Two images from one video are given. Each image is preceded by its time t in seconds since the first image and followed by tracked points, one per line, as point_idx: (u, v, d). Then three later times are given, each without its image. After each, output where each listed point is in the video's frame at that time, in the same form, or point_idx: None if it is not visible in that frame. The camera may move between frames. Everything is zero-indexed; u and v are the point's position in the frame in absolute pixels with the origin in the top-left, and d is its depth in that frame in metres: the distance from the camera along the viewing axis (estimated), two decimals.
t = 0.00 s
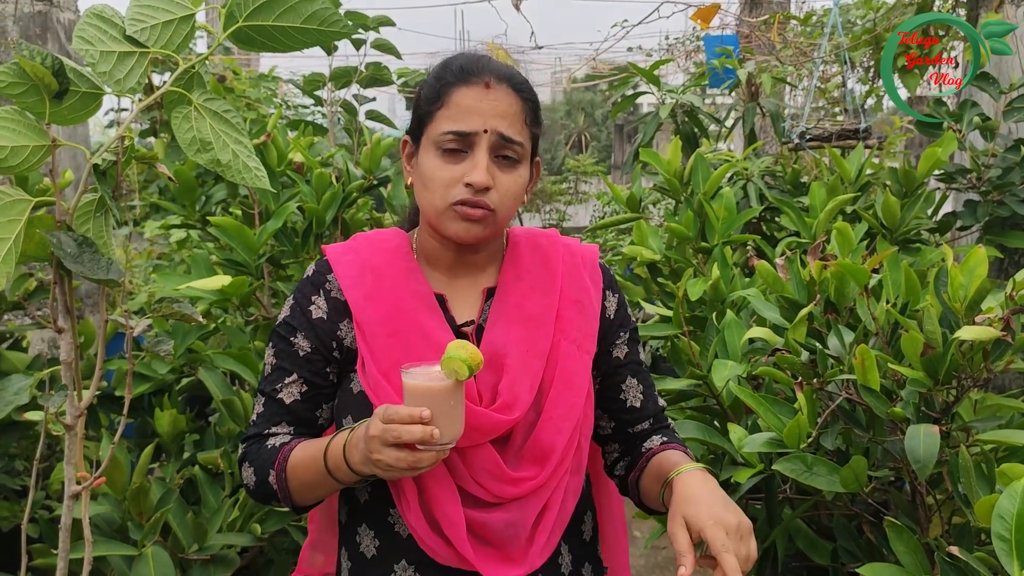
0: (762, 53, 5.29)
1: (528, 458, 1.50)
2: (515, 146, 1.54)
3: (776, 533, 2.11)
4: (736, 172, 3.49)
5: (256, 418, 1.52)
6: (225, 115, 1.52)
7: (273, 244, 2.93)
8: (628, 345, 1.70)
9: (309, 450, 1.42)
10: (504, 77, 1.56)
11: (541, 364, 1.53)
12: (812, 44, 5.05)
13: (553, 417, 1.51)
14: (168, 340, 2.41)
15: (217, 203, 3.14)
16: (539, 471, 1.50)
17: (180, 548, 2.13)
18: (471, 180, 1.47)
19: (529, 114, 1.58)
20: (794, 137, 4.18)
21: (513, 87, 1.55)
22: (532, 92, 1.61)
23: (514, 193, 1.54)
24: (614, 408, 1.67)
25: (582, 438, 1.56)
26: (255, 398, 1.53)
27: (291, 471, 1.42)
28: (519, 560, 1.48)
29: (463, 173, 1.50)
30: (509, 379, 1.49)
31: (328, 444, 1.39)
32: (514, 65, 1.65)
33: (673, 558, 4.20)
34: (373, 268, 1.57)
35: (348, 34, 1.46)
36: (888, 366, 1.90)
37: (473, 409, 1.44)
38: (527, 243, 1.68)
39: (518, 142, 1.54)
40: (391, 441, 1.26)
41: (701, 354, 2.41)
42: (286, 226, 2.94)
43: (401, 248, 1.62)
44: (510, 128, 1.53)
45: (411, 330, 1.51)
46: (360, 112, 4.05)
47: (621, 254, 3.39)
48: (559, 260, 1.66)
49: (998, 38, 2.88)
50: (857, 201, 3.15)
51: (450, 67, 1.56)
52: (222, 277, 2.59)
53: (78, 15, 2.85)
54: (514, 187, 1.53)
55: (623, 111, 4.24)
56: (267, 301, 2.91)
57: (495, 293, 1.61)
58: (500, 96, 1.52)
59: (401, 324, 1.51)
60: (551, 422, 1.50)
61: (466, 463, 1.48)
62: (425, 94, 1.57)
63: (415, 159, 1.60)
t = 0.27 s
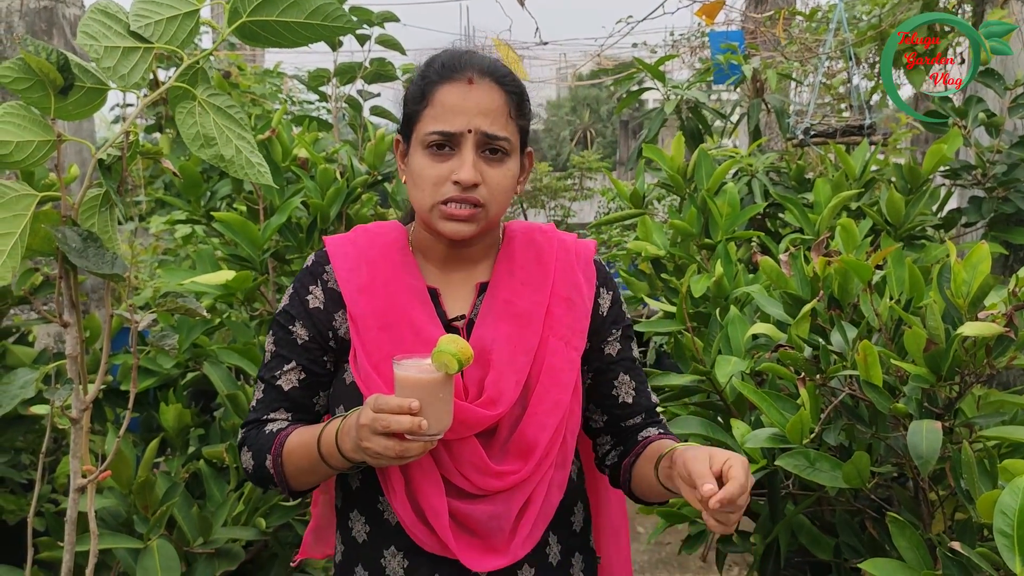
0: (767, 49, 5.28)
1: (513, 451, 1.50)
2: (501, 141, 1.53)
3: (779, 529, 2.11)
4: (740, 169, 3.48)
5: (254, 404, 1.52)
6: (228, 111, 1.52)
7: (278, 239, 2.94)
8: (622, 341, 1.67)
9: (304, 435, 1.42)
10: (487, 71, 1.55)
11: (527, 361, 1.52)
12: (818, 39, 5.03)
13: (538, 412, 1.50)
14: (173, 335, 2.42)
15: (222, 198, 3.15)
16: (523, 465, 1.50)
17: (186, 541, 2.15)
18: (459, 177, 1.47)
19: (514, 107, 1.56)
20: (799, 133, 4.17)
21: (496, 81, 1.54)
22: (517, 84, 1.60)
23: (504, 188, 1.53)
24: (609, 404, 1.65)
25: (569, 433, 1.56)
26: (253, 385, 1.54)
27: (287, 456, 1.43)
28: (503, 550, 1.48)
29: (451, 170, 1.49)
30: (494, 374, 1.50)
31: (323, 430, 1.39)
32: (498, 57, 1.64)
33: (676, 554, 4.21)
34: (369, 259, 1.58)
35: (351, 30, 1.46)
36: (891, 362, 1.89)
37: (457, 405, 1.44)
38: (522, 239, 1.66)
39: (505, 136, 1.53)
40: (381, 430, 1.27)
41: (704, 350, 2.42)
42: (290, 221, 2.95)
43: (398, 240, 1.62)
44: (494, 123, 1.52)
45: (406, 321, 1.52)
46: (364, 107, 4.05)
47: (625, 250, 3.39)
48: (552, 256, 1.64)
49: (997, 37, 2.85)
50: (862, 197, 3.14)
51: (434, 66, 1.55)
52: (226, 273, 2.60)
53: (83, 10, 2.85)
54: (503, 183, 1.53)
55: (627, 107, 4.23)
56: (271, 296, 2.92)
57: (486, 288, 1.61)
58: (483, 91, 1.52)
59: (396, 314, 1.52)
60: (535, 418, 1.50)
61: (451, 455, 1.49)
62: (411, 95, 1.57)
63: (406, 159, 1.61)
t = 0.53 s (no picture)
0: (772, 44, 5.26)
1: (512, 436, 1.51)
2: (497, 144, 1.53)
3: (782, 524, 2.12)
4: (745, 164, 3.48)
5: (256, 401, 1.53)
6: (237, 106, 1.53)
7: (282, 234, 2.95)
8: (613, 321, 1.67)
9: (306, 430, 1.43)
10: (481, 73, 1.54)
11: (523, 348, 1.53)
12: (823, 35, 5.01)
13: (534, 397, 1.51)
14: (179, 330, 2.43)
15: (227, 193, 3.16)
16: (523, 449, 1.51)
17: (191, 534, 2.17)
18: (457, 181, 1.47)
19: (508, 109, 1.56)
20: (804, 129, 4.17)
21: (491, 83, 1.53)
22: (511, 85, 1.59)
23: (499, 189, 1.54)
24: (606, 380, 1.65)
25: (566, 416, 1.57)
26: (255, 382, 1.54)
27: (289, 450, 1.44)
28: (505, 533, 1.49)
29: (450, 173, 1.50)
30: (490, 361, 1.50)
31: (324, 423, 1.40)
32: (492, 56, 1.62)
33: (680, 549, 4.22)
34: (365, 256, 1.58)
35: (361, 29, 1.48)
36: (894, 358, 1.90)
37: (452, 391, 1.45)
38: (512, 232, 1.67)
39: (500, 139, 1.53)
40: (385, 420, 1.27)
41: (708, 345, 2.42)
42: (295, 216, 2.95)
43: (393, 237, 1.62)
44: (491, 127, 1.52)
45: (404, 316, 1.53)
46: (369, 103, 4.06)
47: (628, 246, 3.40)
48: (542, 245, 1.65)
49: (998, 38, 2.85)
50: (866, 193, 3.14)
51: (428, 68, 1.53)
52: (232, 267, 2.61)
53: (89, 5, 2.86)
54: (499, 184, 1.53)
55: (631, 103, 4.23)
56: (276, 291, 2.93)
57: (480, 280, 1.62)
58: (479, 95, 1.51)
59: (393, 310, 1.53)
60: (532, 403, 1.51)
61: (451, 441, 1.49)
62: (406, 97, 1.55)
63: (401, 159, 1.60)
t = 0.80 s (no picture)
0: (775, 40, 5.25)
1: (512, 430, 1.51)
2: (505, 143, 1.53)
3: (783, 520, 2.12)
4: (747, 160, 3.47)
5: (255, 398, 1.54)
6: (240, 102, 1.53)
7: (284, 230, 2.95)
8: (611, 317, 1.67)
9: (305, 425, 1.43)
10: (490, 72, 1.54)
11: (522, 341, 1.53)
12: (826, 30, 5.00)
13: (534, 391, 1.51)
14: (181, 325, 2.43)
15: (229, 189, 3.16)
16: (523, 442, 1.51)
17: (193, 528, 2.18)
18: (468, 179, 1.47)
19: (515, 109, 1.57)
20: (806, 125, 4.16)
21: (500, 82, 1.54)
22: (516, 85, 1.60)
23: (507, 188, 1.54)
24: (602, 378, 1.65)
25: (565, 410, 1.57)
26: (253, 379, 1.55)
27: (288, 446, 1.44)
28: (506, 526, 1.49)
29: (459, 171, 1.49)
30: (490, 355, 1.51)
31: (323, 417, 1.40)
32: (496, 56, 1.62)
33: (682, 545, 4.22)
34: (363, 252, 1.58)
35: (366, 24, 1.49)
36: (896, 354, 1.90)
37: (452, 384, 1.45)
38: (509, 227, 1.67)
39: (509, 138, 1.53)
40: (385, 412, 1.28)
41: (709, 341, 2.42)
42: (297, 212, 2.95)
43: (390, 233, 1.62)
44: (500, 126, 1.52)
45: (402, 312, 1.53)
46: (371, 98, 4.05)
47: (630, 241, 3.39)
48: (539, 240, 1.65)
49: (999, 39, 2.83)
50: (869, 189, 3.13)
51: (439, 65, 1.53)
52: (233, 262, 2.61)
53: None
54: (507, 183, 1.54)
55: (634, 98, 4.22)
56: (278, 286, 2.94)
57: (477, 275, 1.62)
58: (490, 94, 1.51)
59: (391, 306, 1.53)
60: (531, 396, 1.51)
61: (451, 434, 1.50)
62: (415, 92, 1.54)
63: (405, 155, 1.59)
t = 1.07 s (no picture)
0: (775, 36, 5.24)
1: (511, 425, 1.51)
2: (520, 146, 1.53)
3: (782, 515, 2.12)
4: (746, 156, 3.47)
5: (252, 388, 1.54)
6: (237, 97, 1.52)
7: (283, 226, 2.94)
8: (611, 320, 1.68)
9: (304, 416, 1.43)
10: (507, 75, 1.53)
11: (523, 337, 1.53)
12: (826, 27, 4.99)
13: (535, 387, 1.51)
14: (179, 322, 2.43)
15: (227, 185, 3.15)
16: (522, 437, 1.51)
17: (192, 524, 2.18)
18: (483, 183, 1.47)
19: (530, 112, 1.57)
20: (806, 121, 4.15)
21: (517, 86, 1.53)
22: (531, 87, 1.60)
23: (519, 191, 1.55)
24: (598, 381, 1.66)
25: (564, 407, 1.58)
26: (251, 369, 1.55)
27: (286, 437, 1.44)
28: (504, 521, 1.49)
29: (473, 175, 1.49)
30: (492, 349, 1.50)
31: (322, 409, 1.40)
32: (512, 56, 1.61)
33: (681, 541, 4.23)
34: (364, 244, 1.58)
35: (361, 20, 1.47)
36: (894, 349, 1.90)
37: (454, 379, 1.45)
38: (511, 225, 1.67)
39: (523, 141, 1.54)
40: (384, 405, 1.27)
41: (708, 337, 2.42)
42: (296, 208, 2.95)
43: (392, 226, 1.62)
44: (516, 130, 1.52)
45: (402, 304, 1.53)
46: (370, 94, 4.04)
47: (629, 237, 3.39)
48: (542, 238, 1.65)
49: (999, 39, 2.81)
50: (868, 185, 3.13)
51: (457, 67, 1.52)
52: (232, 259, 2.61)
53: None
54: (519, 186, 1.54)
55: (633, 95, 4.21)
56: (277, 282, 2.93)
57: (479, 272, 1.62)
58: (508, 98, 1.51)
59: (392, 298, 1.53)
60: (532, 392, 1.51)
61: (451, 429, 1.50)
62: (431, 92, 1.52)
63: (416, 153, 1.58)
